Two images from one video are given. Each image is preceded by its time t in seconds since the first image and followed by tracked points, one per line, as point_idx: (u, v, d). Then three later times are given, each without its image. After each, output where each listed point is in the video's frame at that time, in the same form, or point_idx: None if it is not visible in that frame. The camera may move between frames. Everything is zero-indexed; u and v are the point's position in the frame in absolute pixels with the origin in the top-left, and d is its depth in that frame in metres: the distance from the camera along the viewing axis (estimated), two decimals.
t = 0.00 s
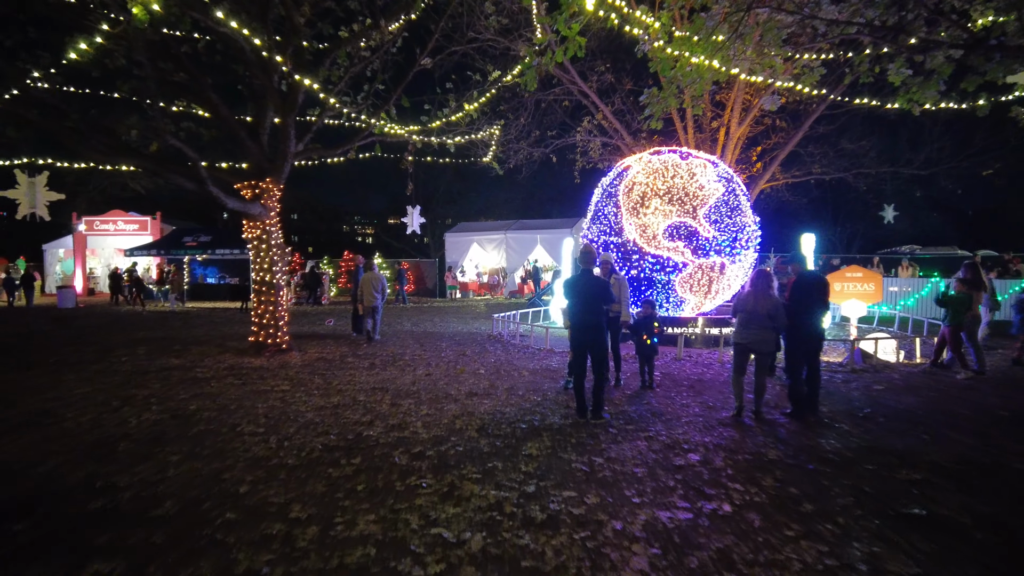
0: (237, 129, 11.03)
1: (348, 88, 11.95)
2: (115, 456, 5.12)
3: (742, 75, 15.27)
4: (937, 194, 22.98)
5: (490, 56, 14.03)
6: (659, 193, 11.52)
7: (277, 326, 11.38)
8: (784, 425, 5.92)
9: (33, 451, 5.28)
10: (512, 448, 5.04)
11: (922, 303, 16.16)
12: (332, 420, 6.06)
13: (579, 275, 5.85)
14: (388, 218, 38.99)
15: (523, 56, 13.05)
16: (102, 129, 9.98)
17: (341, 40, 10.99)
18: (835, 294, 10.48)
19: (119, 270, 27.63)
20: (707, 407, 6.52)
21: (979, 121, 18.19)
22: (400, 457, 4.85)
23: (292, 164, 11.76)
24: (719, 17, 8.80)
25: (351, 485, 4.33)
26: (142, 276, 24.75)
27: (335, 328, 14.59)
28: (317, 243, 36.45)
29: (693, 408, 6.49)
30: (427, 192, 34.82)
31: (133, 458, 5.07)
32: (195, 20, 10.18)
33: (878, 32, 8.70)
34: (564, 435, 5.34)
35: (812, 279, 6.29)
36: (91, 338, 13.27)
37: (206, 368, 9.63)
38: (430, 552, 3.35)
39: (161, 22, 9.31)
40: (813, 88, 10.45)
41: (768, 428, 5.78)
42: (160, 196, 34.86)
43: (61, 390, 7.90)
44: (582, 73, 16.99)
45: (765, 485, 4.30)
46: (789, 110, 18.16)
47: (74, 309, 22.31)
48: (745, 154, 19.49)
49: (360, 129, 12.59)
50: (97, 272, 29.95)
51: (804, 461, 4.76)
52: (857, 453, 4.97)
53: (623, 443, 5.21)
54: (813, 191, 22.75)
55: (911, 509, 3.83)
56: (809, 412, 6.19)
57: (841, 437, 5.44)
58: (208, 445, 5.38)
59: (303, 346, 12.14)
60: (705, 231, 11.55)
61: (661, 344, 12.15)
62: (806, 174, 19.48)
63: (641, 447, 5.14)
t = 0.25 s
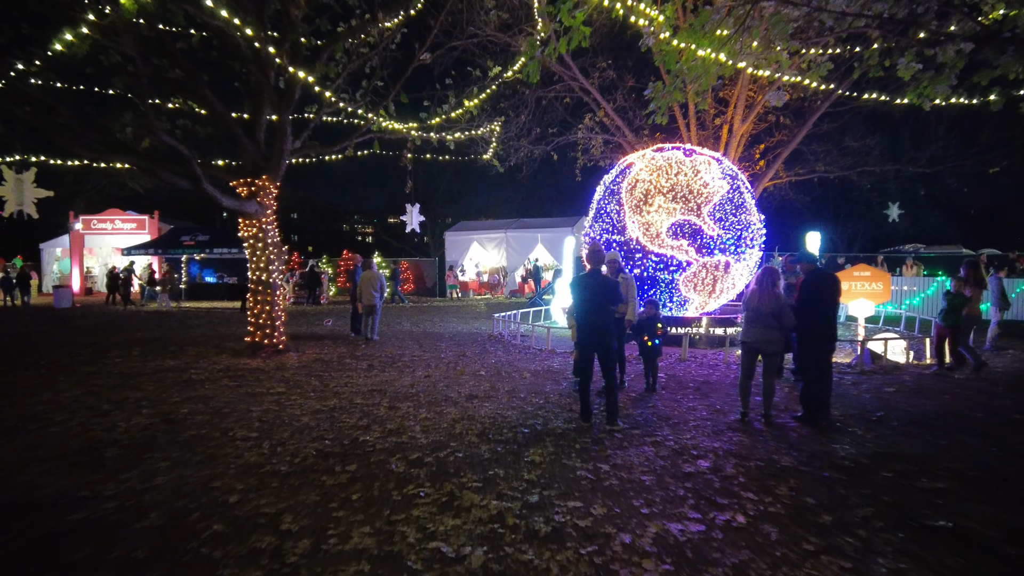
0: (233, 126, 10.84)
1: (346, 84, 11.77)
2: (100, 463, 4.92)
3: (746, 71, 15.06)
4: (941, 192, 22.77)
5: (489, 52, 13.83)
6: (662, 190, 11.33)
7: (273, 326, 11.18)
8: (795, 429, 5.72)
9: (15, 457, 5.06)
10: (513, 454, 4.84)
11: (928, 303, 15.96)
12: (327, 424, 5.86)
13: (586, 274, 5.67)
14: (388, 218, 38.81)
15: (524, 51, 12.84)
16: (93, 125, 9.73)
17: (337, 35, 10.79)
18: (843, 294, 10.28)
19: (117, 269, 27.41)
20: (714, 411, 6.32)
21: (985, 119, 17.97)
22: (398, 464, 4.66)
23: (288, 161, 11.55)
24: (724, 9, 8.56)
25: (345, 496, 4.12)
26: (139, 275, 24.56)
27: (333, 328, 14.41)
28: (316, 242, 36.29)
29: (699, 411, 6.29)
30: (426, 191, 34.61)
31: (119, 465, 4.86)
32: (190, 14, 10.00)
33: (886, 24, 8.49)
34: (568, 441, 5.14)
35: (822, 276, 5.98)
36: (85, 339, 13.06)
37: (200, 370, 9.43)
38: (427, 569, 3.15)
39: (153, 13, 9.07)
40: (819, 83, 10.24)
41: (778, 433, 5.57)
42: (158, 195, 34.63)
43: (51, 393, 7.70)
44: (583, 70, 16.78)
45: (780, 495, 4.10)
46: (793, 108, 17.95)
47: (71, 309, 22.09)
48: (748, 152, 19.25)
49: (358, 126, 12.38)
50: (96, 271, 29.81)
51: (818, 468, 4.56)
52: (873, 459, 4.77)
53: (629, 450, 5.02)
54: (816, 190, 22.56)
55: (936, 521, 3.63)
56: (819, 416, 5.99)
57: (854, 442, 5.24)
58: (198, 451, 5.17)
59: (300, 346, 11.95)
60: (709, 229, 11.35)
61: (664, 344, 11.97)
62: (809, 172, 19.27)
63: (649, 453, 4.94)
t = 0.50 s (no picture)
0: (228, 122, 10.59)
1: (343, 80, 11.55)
2: (83, 469, 4.70)
3: (750, 67, 14.86)
4: (944, 191, 22.58)
5: (489, 48, 13.61)
6: (665, 188, 11.11)
7: (269, 326, 10.99)
8: (807, 434, 5.52)
9: None
10: (516, 461, 4.63)
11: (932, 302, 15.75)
12: (322, 428, 5.65)
13: (598, 272, 5.49)
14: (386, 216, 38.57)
15: (525, 46, 12.62)
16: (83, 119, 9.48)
17: (334, 29, 10.56)
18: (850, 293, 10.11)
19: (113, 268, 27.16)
20: (722, 414, 6.12)
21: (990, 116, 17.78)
22: (395, 471, 4.45)
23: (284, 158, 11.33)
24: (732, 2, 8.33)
25: (339, 506, 3.91)
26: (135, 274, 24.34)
27: (331, 327, 14.20)
28: (314, 241, 36.05)
29: (707, 414, 6.10)
30: (425, 190, 34.40)
31: (103, 471, 4.65)
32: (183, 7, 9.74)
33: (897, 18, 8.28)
34: (572, 446, 4.94)
35: (832, 274, 5.78)
36: (78, 338, 12.83)
37: (194, 370, 9.23)
38: None
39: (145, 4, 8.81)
40: (826, 78, 10.05)
41: (790, 438, 5.38)
42: (154, 194, 34.36)
43: (39, 395, 7.48)
44: (584, 66, 16.57)
45: (797, 504, 3.90)
46: (796, 105, 17.74)
47: (65, 308, 21.83)
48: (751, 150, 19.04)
49: (355, 123, 12.16)
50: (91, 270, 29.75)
51: (836, 475, 4.36)
52: (891, 466, 4.57)
53: (637, 455, 4.81)
54: (818, 188, 22.36)
55: (964, 534, 3.45)
56: (832, 419, 5.79)
57: (870, 447, 5.05)
58: (187, 457, 4.95)
59: (297, 346, 11.73)
60: (714, 227, 11.13)
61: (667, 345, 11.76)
62: (812, 171, 19.07)
63: (657, 459, 4.74)
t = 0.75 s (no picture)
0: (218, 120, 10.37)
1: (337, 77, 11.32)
2: (61, 482, 4.48)
3: (749, 65, 14.68)
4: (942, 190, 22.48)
5: (485, 45, 13.40)
6: (664, 187, 10.93)
7: (260, 327, 10.76)
8: (815, 443, 5.34)
9: None
10: (514, 473, 4.44)
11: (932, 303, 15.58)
12: (313, 437, 5.44)
13: (605, 275, 5.29)
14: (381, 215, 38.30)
15: (521, 43, 12.41)
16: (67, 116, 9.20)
17: (327, 25, 10.31)
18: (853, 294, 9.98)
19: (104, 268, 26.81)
20: (727, 421, 5.95)
21: (990, 115, 17.65)
22: (388, 485, 4.25)
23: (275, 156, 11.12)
24: None
25: (328, 523, 3.71)
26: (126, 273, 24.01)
27: (324, 329, 13.96)
28: (308, 240, 35.74)
29: (711, 421, 5.92)
30: (421, 188, 34.16)
31: (80, 485, 4.42)
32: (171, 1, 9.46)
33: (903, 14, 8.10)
34: (573, 458, 4.74)
35: (837, 277, 5.64)
36: (65, 340, 12.55)
37: (182, 374, 8.99)
38: None
39: None
40: (828, 76, 9.86)
41: (798, 447, 5.20)
42: (146, 192, 33.99)
43: (21, 400, 7.24)
44: (582, 63, 16.36)
45: (811, 521, 3.70)
46: (795, 103, 17.57)
47: (54, 308, 21.50)
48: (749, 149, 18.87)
49: (349, 121, 11.94)
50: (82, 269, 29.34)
51: (850, 488, 4.18)
52: (904, 478, 4.40)
53: (640, 467, 4.63)
54: (816, 188, 22.23)
55: (988, 555, 3.28)
56: (840, 427, 5.62)
57: (880, 456, 4.88)
58: (170, 468, 4.73)
59: (289, 348, 11.50)
60: (714, 227, 10.94)
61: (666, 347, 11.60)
62: (810, 170, 18.92)
63: (660, 471, 4.56)
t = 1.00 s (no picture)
0: (203, 115, 10.22)
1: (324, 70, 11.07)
2: (29, 492, 4.24)
3: (743, 60, 14.53)
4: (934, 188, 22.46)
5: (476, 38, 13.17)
6: (658, 184, 10.78)
7: (245, 326, 10.51)
8: (816, 445, 5.19)
9: None
10: (507, 479, 4.25)
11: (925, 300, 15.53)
12: (297, 442, 5.22)
13: (604, 274, 5.17)
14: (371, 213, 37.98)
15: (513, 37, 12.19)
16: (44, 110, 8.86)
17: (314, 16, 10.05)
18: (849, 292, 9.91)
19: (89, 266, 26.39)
20: (725, 423, 5.79)
21: (983, 112, 17.61)
22: (375, 492, 4.05)
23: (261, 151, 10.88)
24: None
25: (311, 535, 3.50)
26: (111, 271, 23.62)
27: (312, 327, 13.71)
28: (298, 238, 35.39)
29: (708, 423, 5.76)
30: (411, 185, 33.89)
31: (50, 494, 4.18)
32: None
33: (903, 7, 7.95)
34: (567, 463, 4.56)
35: (836, 276, 5.50)
36: (45, 340, 12.24)
37: (165, 375, 8.75)
38: None
39: None
40: (825, 71, 9.71)
41: (800, 451, 5.04)
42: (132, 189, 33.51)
43: None
44: (574, 59, 16.17)
45: (819, 530, 3.54)
46: (788, 100, 17.47)
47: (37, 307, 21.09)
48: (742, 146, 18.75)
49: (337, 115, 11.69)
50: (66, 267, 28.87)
51: (856, 494, 4.02)
52: (911, 482, 4.25)
53: (638, 472, 4.45)
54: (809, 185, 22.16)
55: (1004, 566, 3.13)
56: (841, 428, 5.47)
57: (885, 460, 4.73)
58: (146, 476, 4.51)
59: (276, 348, 11.26)
60: (708, 224, 10.79)
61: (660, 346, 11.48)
62: (803, 168, 18.83)
63: (659, 476, 4.38)
